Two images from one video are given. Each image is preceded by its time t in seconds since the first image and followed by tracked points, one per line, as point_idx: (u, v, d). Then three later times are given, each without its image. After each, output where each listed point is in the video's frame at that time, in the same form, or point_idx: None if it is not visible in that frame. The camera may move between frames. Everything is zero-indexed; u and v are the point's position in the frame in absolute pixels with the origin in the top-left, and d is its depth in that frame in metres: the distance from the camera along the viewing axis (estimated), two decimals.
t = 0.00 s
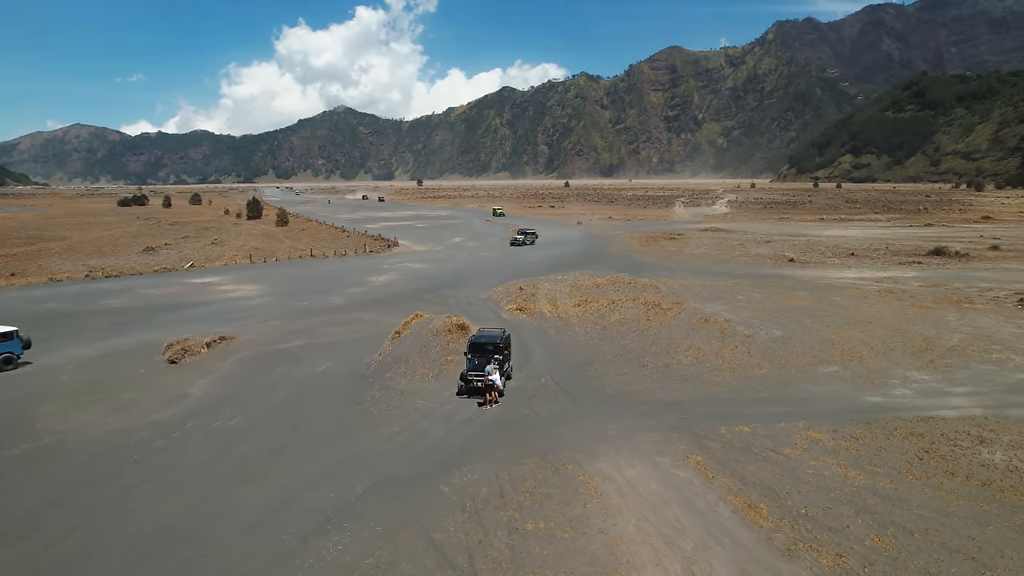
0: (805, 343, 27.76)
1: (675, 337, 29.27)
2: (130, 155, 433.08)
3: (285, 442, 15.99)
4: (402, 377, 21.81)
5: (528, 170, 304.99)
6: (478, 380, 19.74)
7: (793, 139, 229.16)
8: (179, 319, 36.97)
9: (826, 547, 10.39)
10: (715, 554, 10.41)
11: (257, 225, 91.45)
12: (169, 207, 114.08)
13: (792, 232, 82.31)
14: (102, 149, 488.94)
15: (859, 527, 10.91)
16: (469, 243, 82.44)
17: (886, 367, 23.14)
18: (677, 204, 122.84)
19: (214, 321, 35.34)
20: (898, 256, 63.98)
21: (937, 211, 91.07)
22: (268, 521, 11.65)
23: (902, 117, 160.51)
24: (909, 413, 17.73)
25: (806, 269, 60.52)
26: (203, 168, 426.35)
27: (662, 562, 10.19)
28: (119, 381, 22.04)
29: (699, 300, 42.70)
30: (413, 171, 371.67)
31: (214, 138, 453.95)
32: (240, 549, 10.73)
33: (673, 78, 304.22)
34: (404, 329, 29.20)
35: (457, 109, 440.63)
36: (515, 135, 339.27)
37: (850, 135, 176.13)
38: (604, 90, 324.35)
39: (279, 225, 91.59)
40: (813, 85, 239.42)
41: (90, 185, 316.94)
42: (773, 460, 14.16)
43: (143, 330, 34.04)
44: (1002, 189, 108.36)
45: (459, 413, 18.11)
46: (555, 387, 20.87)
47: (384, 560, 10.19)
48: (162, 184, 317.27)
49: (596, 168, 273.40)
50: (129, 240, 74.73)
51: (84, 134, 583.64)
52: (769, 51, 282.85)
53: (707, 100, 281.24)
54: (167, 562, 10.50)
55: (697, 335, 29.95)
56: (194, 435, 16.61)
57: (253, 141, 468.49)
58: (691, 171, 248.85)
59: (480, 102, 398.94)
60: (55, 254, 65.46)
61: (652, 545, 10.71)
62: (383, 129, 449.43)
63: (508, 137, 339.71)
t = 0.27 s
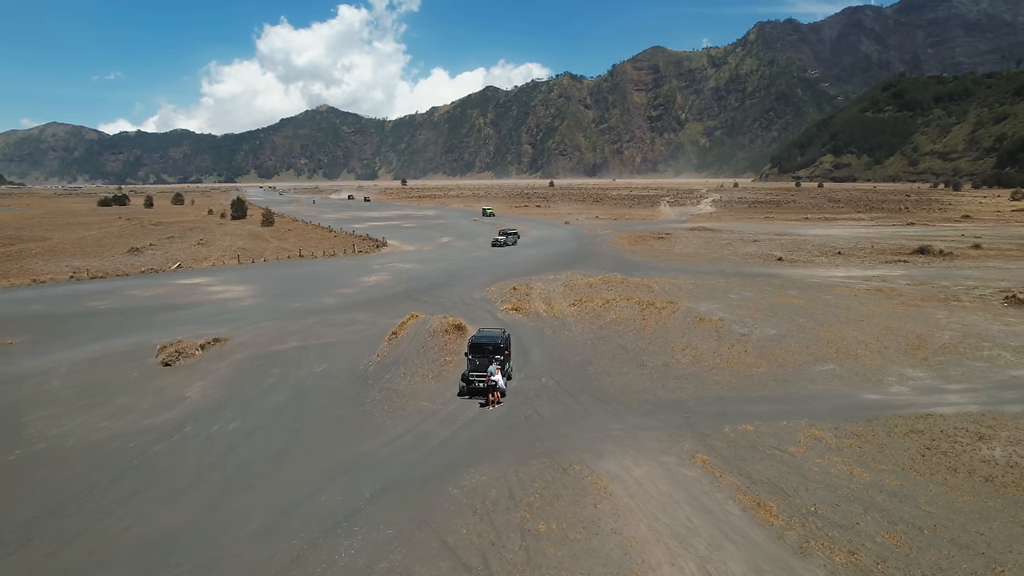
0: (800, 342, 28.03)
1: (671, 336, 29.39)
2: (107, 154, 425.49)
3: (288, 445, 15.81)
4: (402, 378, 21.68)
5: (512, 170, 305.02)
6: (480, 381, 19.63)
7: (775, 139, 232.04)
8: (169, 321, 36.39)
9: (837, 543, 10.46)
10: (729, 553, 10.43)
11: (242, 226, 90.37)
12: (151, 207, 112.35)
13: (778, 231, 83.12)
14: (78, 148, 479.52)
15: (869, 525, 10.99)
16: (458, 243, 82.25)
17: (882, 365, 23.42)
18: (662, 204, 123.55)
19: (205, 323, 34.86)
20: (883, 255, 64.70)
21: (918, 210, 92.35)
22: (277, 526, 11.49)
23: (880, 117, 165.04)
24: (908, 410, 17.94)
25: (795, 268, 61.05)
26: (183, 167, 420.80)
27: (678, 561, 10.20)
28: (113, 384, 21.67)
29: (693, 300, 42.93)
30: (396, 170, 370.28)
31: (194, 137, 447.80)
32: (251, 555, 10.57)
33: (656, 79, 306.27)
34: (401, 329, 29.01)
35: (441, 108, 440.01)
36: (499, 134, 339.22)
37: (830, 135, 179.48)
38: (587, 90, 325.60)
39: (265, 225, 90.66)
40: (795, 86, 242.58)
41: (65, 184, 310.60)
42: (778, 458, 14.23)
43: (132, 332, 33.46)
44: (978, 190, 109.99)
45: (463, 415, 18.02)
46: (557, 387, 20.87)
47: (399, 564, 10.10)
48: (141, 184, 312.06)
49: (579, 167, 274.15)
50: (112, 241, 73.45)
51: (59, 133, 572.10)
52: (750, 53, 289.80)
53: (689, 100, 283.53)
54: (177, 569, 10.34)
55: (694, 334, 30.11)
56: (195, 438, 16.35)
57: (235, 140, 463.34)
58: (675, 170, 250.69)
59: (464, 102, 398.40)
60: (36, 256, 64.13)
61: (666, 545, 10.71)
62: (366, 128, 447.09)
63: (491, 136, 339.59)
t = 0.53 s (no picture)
0: (795, 340, 28.30)
1: (668, 335, 29.54)
2: (83, 154, 418.23)
3: (290, 448, 15.59)
4: (402, 379, 21.52)
5: (495, 170, 305.00)
6: (482, 382, 19.49)
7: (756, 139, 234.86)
8: (158, 322, 35.78)
9: (849, 541, 10.53)
10: (743, 551, 10.47)
11: (227, 226, 89.28)
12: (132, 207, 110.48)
13: (764, 230, 83.92)
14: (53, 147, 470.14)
15: (879, 521, 11.09)
16: (447, 242, 82.06)
17: (878, 362, 23.75)
18: (648, 203, 124.22)
19: (195, 324, 34.33)
20: (869, 253, 65.47)
21: (899, 209, 93.72)
22: (286, 531, 11.32)
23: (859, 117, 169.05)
24: (907, 407, 18.17)
25: (784, 266, 61.58)
26: (163, 167, 414.84)
27: (693, 560, 10.21)
28: (106, 388, 21.24)
29: (686, 299, 43.17)
30: (379, 170, 368.88)
31: (174, 137, 442.27)
32: (261, 561, 10.40)
33: (639, 79, 308.40)
34: (397, 330, 28.82)
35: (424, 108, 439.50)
36: (482, 134, 339.35)
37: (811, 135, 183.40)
38: (570, 90, 327.02)
39: (250, 225, 89.64)
40: (775, 86, 245.93)
41: (40, 184, 304.55)
42: (783, 456, 14.32)
43: (121, 334, 32.86)
44: (954, 189, 111.57)
45: (466, 416, 17.92)
46: (558, 387, 20.84)
47: (413, 569, 9.99)
48: (118, 184, 306.92)
49: (563, 167, 275.03)
50: (94, 242, 72.08)
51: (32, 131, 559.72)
52: (731, 53, 293.73)
53: (671, 101, 286.10)
54: None
55: (690, 333, 30.29)
56: (194, 442, 16.08)
57: (216, 139, 457.82)
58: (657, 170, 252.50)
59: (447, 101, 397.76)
60: (16, 257, 62.74)
61: (679, 544, 10.73)
62: (349, 128, 444.75)
63: (474, 136, 339.63)
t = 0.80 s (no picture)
0: (790, 338, 28.57)
1: (664, 334, 29.66)
2: (60, 153, 410.70)
3: (293, 452, 15.36)
4: (402, 380, 21.36)
5: (478, 169, 305.15)
6: (483, 382, 19.40)
7: (738, 139, 237.78)
8: (147, 324, 35.17)
9: (861, 538, 10.59)
10: (756, 549, 10.46)
11: (211, 226, 88.14)
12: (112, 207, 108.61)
13: (751, 229, 84.63)
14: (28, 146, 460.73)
15: (889, 518, 11.14)
16: (435, 242, 81.87)
17: (873, 360, 24.04)
18: (633, 202, 124.89)
19: (186, 325, 33.78)
20: (855, 252, 66.29)
21: (881, 208, 95.09)
22: (296, 536, 11.12)
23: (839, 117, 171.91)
24: (906, 404, 18.37)
25: (773, 265, 62.08)
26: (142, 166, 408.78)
27: (709, 560, 10.20)
28: (98, 392, 20.77)
29: (679, 298, 43.42)
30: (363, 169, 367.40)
31: (154, 136, 436.35)
32: (273, 568, 10.20)
33: (622, 79, 310.65)
34: (394, 330, 28.60)
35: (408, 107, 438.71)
36: (465, 133, 339.39)
37: (792, 135, 184.49)
38: (553, 90, 328.28)
39: (235, 225, 88.58)
40: (757, 86, 248.88)
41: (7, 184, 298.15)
42: (789, 454, 14.39)
43: (109, 336, 32.23)
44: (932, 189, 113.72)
45: (470, 416, 17.84)
46: (559, 387, 20.79)
47: (428, 573, 9.86)
48: (96, 184, 302.07)
49: (546, 166, 275.79)
50: (76, 243, 70.75)
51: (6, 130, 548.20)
52: (713, 53, 297.85)
53: (654, 101, 288.44)
54: None
55: (686, 332, 30.43)
56: (194, 446, 15.77)
57: (197, 138, 452.34)
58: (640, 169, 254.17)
59: (430, 100, 397.01)
60: None
61: (693, 544, 10.71)
62: (332, 127, 442.11)
63: (458, 135, 339.29)
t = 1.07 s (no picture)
0: (786, 336, 28.84)
1: (660, 333, 29.78)
2: (35, 151, 402.90)
3: (296, 454, 15.14)
4: (401, 381, 21.19)
5: (462, 168, 304.96)
6: (485, 383, 19.32)
7: (720, 138, 240.09)
8: (135, 325, 34.53)
9: (872, 535, 10.64)
10: (770, 548, 10.46)
11: (195, 226, 86.94)
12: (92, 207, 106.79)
13: (738, 228, 85.30)
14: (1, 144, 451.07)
15: (899, 515, 11.22)
16: (424, 241, 81.61)
17: (870, 357, 24.34)
18: (619, 201, 125.45)
19: (176, 326, 33.22)
20: (841, 251, 67.05)
21: (862, 207, 96.35)
22: (306, 541, 10.94)
23: (819, 117, 174.22)
24: (904, 401, 18.59)
25: (761, 264, 62.55)
26: (120, 165, 402.30)
27: (724, 558, 10.20)
28: (90, 395, 20.32)
29: (672, 296, 43.64)
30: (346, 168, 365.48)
31: (133, 135, 429.98)
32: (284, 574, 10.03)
33: (605, 79, 312.53)
34: (390, 331, 28.38)
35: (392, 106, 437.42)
36: (449, 133, 339.12)
37: (774, 135, 186.69)
38: (537, 89, 329.17)
39: (219, 225, 87.48)
40: (739, 86, 251.61)
41: None
42: (794, 452, 14.46)
43: (97, 338, 31.59)
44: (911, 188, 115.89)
45: (474, 417, 17.74)
46: (560, 387, 20.77)
47: None
48: (73, 182, 296.83)
49: (530, 166, 276.23)
50: (57, 243, 69.38)
51: None
52: (695, 53, 301.58)
53: (637, 101, 290.40)
54: None
55: (681, 331, 30.56)
56: (193, 450, 15.46)
57: (177, 137, 446.50)
58: (623, 168, 255.59)
59: (414, 99, 395.94)
60: None
61: (706, 543, 10.70)
62: (314, 126, 439.42)
63: (441, 134, 338.85)
